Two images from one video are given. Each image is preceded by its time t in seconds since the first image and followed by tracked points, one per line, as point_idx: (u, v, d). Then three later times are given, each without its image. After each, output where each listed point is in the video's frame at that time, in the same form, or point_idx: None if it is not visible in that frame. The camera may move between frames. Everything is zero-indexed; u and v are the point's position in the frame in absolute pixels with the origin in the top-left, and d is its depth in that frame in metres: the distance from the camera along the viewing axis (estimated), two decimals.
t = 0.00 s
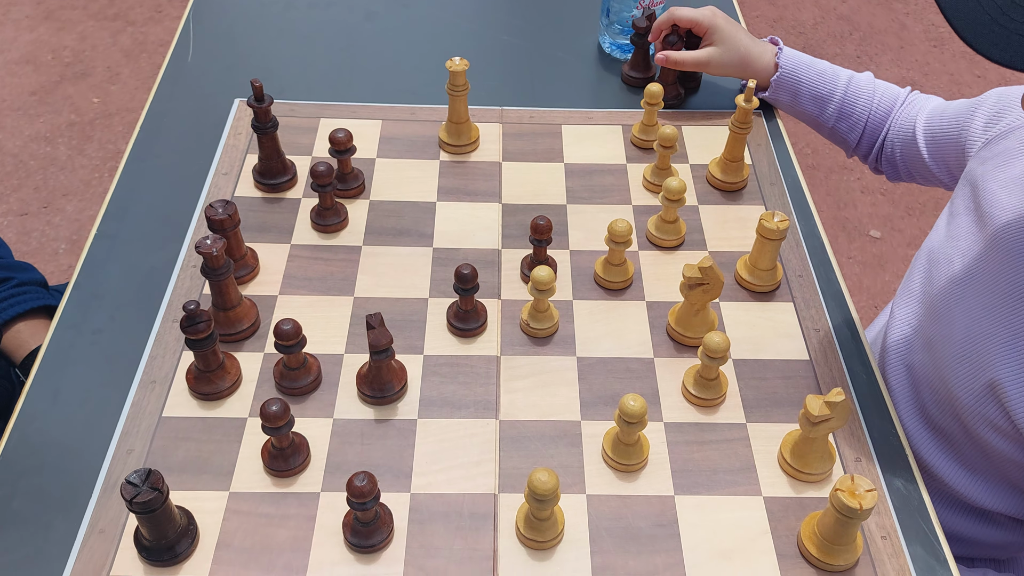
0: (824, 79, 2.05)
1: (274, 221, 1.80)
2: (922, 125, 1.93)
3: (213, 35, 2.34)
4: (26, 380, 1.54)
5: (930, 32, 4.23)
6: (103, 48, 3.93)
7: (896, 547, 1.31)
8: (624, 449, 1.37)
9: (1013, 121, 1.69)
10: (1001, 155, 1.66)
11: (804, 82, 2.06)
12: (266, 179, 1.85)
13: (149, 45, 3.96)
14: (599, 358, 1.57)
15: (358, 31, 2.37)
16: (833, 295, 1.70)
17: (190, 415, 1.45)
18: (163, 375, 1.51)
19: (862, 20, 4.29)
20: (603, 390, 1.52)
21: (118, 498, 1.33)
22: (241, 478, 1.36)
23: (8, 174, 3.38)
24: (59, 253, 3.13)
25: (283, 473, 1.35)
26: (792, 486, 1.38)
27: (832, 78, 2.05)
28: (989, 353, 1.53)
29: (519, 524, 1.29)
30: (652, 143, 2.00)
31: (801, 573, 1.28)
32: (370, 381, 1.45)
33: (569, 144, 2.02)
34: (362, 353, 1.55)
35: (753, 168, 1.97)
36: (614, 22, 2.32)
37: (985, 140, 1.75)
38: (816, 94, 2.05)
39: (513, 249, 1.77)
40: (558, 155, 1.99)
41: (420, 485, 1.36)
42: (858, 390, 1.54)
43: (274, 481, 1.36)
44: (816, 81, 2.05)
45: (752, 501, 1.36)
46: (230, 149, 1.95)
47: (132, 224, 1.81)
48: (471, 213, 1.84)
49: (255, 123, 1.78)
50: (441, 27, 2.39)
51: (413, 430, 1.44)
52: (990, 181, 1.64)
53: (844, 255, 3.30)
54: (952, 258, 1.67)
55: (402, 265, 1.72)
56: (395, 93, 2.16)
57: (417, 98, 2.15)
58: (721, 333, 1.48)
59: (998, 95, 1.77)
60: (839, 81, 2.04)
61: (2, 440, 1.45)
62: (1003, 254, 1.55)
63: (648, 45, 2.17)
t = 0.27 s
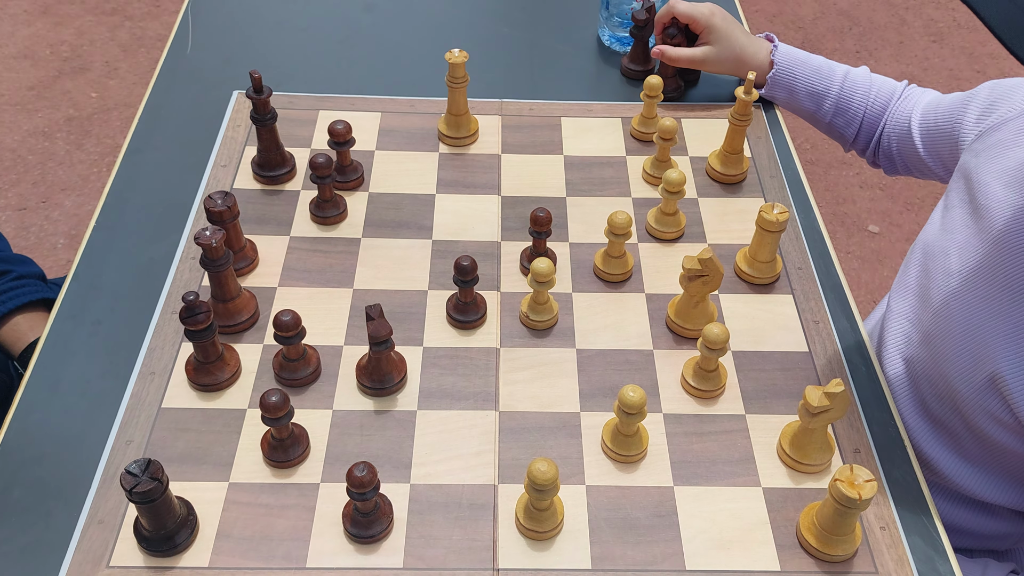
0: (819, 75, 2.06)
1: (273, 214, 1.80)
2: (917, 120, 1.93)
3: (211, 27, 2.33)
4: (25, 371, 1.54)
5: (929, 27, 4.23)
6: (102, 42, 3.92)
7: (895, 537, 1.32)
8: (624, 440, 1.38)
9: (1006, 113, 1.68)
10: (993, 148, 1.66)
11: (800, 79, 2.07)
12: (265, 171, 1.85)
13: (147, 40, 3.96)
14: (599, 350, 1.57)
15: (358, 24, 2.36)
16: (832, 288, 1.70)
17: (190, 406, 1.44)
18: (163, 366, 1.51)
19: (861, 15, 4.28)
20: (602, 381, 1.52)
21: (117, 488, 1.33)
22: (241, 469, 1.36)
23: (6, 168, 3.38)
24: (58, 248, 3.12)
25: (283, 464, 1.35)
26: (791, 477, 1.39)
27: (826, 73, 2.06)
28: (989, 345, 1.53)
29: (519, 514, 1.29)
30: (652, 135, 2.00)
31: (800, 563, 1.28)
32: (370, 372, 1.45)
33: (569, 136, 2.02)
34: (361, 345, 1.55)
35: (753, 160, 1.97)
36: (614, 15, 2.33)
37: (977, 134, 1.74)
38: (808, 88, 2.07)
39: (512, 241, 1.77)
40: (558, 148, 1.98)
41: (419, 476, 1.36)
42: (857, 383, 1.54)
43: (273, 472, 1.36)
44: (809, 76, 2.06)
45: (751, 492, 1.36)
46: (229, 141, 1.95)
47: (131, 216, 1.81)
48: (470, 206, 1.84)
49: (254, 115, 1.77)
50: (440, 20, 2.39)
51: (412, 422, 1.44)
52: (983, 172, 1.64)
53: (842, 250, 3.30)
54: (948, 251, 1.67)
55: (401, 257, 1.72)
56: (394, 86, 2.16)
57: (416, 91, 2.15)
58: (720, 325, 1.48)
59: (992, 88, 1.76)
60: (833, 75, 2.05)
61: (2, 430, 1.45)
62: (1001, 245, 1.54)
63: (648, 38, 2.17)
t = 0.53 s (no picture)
0: (818, 70, 2.05)
1: (273, 206, 1.80)
2: (916, 114, 1.93)
3: (211, 19, 2.33)
4: (26, 363, 1.54)
5: (928, 22, 4.23)
6: (100, 36, 3.92)
7: (894, 528, 1.32)
8: (624, 431, 1.38)
9: (1004, 106, 1.69)
10: (991, 140, 1.67)
11: (800, 75, 2.05)
12: (265, 164, 1.85)
13: (146, 34, 3.95)
14: (599, 342, 1.57)
15: (357, 17, 2.36)
16: (832, 280, 1.71)
17: (191, 397, 1.45)
18: (164, 358, 1.51)
19: (860, 10, 4.28)
20: (602, 373, 1.52)
21: (118, 479, 1.33)
22: (242, 460, 1.36)
23: (5, 163, 3.37)
24: (57, 242, 3.12)
25: (284, 455, 1.35)
26: (790, 468, 1.39)
27: (825, 68, 2.05)
28: (988, 337, 1.53)
29: (519, 505, 1.30)
30: (652, 128, 2.00)
31: (799, 553, 1.28)
32: (370, 363, 1.45)
33: (569, 129, 2.02)
34: (362, 337, 1.55)
35: (753, 153, 1.97)
36: (614, 8, 2.32)
37: (976, 126, 1.75)
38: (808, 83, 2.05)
39: (512, 234, 1.77)
40: (558, 141, 1.98)
41: (420, 467, 1.36)
42: (856, 375, 1.55)
43: (274, 463, 1.36)
44: (809, 71, 2.05)
45: (751, 483, 1.37)
46: (229, 133, 1.95)
47: (131, 208, 1.81)
48: (470, 198, 1.84)
49: (254, 107, 1.77)
50: (440, 13, 2.39)
51: (413, 413, 1.44)
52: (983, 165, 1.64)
53: (841, 245, 3.30)
54: (948, 243, 1.67)
55: (401, 249, 1.72)
56: (394, 78, 2.16)
57: (415, 83, 2.15)
58: (720, 316, 1.48)
59: (990, 81, 1.77)
60: (832, 70, 2.04)
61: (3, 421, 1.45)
62: (1000, 238, 1.55)
63: (648, 31, 2.17)
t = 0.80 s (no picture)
0: (818, 66, 2.05)
1: (276, 201, 1.81)
2: (916, 111, 1.93)
3: (213, 14, 2.33)
4: (30, 357, 1.54)
5: (929, 18, 4.23)
6: (101, 31, 3.91)
7: (894, 522, 1.33)
8: (626, 426, 1.38)
9: (1002, 102, 1.70)
10: (990, 137, 1.67)
11: (800, 71, 2.06)
12: (268, 159, 1.86)
13: (146, 29, 3.95)
14: (600, 337, 1.58)
15: (359, 12, 2.36)
16: (832, 276, 1.71)
17: (194, 391, 1.45)
18: (167, 352, 1.51)
19: (861, 7, 4.28)
20: (603, 368, 1.53)
21: (123, 472, 1.34)
22: (245, 454, 1.37)
23: (6, 158, 3.38)
24: (58, 237, 3.12)
25: (287, 449, 1.36)
26: (791, 463, 1.40)
27: (826, 64, 2.05)
28: (984, 332, 1.54)
29: (521, 499, 1.30)
30: (654, 124, 2.01)
31: (799, 547, 1.29)
32: (373, 358, 1.46)
33: (571, 125, 2.02)
34: (365, 332, 1.56)
35: (754, 149, 1.98)
36: (615, 4, 2.34)
37: (975, 121, 1.75)
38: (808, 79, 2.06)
39: (514, 229, 1.78)
40: (559, 137, 1.99)
41: (422, 461, 1.37)
42: (855, 369, 1.55)
43: (278, 457, 1.37)
44: (809, 67, 2.05)
45: (752, 477, 1.37)
46: (231, 128, 1.95)
47: (134, 203, 1.82)
48: (472, 194, 1.84)
49: (257, 102, 1.77)
50: (442, 8, 2.39)
51: (416, 407, 1.44)
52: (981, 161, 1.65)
53: (842, 241, 3.31)
54: (945, 239, 1.67)
55: (403, 245, 1.72)
56: (396, 74, 2.16)
57: (417, 79, 2.15)
58: (722, 312, 1.49)
59: (989, 77, 1.77)
60: (832, 66, 2.05)
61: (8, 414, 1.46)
62: (996, 234, 1.55)
63: (649, 27, 2.17)
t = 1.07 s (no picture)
0: (818, 65, 2.05)
1: (278, 198, 1.81)
2: (916, 110, 1.94)
3: (215, 11, 2.33)
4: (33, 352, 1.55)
5: (931, 16, 4.23)
6: (101, 27, 3.91)
7: (893, 519, 1.33)
8: (627, 423, 1.39)
9: (1001, 100, 1.70)
10: (988, 134, 1.67)
11: (800, 69, 2.06)
12: (270, 156, 1.86)
13: (147, 25, 3.94)
14: (601, 334, 1.58)
15: (360, 9, 2.36)
16: (832, 274, 1.72)
17: (196, 387, 1.46)
18: (170, 348, 1.52)
19: (863, 4, 4.28)
20: (604, 365, 1.53)
21: (126, 468, 1.34)
22: (248, 450, 1.37)
23: (6, 154, 3.38)
24: (59, 233, 3.12)
25: (290, 445, 1.36)
26: (791, 460, 1.40)
27: (825, 63, 2.05)
28: (983, 329, 1.54)
29: (523, 495, 1.31)
30: (655, 122, 2.01)
31: (799, 544, 1.30)
32: (375, 355, 1.47)
33: (572, 122, 2.02)
34: (367, 329, 1.56)
35: (755, 146, 1.98)
36: (617, 1, 2.34)
37: (975, 119, 1.75)
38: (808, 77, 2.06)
39: (515, 227, 1.78)
40: (561, 134, 1.99)
41: (424, 458, 1.37)
42: (854, 366, 1.56)
43: (280, 453, 1.37)
44: (809, 65, 2.06)
45: (752, 474, 1.38)
46: (233, 125, 1.96)
47: (136, 199, 1.82)
48: (473, 191, 1.84)
49: (259, 99, 1.78)
50: (443, 5, 2.39)
51: (417, 404, 1.45)
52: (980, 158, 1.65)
53: (842, 239, 3.31)
54: (944, 236, 1.68)
55: (404, 242, 1.73)
56: (398, 71, 2.16)
57: (419, 76, 2.15)
58: (723, 310, 1.49)
59: (988, 75, 1.77)
60: (831, 64, 2.05)
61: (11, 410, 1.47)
62: (995, 231, 1.56)
63: (651, 24, 2.17)
